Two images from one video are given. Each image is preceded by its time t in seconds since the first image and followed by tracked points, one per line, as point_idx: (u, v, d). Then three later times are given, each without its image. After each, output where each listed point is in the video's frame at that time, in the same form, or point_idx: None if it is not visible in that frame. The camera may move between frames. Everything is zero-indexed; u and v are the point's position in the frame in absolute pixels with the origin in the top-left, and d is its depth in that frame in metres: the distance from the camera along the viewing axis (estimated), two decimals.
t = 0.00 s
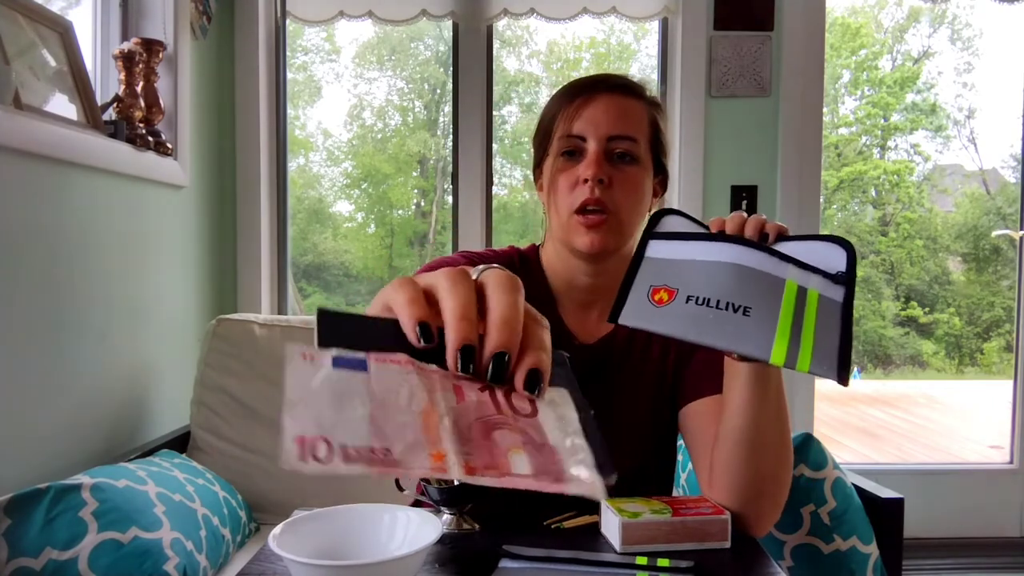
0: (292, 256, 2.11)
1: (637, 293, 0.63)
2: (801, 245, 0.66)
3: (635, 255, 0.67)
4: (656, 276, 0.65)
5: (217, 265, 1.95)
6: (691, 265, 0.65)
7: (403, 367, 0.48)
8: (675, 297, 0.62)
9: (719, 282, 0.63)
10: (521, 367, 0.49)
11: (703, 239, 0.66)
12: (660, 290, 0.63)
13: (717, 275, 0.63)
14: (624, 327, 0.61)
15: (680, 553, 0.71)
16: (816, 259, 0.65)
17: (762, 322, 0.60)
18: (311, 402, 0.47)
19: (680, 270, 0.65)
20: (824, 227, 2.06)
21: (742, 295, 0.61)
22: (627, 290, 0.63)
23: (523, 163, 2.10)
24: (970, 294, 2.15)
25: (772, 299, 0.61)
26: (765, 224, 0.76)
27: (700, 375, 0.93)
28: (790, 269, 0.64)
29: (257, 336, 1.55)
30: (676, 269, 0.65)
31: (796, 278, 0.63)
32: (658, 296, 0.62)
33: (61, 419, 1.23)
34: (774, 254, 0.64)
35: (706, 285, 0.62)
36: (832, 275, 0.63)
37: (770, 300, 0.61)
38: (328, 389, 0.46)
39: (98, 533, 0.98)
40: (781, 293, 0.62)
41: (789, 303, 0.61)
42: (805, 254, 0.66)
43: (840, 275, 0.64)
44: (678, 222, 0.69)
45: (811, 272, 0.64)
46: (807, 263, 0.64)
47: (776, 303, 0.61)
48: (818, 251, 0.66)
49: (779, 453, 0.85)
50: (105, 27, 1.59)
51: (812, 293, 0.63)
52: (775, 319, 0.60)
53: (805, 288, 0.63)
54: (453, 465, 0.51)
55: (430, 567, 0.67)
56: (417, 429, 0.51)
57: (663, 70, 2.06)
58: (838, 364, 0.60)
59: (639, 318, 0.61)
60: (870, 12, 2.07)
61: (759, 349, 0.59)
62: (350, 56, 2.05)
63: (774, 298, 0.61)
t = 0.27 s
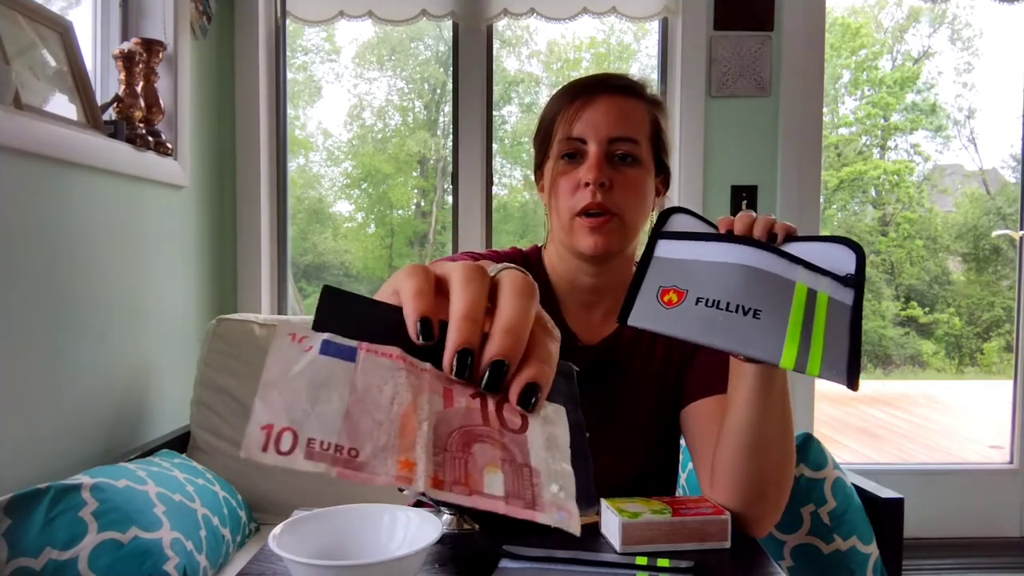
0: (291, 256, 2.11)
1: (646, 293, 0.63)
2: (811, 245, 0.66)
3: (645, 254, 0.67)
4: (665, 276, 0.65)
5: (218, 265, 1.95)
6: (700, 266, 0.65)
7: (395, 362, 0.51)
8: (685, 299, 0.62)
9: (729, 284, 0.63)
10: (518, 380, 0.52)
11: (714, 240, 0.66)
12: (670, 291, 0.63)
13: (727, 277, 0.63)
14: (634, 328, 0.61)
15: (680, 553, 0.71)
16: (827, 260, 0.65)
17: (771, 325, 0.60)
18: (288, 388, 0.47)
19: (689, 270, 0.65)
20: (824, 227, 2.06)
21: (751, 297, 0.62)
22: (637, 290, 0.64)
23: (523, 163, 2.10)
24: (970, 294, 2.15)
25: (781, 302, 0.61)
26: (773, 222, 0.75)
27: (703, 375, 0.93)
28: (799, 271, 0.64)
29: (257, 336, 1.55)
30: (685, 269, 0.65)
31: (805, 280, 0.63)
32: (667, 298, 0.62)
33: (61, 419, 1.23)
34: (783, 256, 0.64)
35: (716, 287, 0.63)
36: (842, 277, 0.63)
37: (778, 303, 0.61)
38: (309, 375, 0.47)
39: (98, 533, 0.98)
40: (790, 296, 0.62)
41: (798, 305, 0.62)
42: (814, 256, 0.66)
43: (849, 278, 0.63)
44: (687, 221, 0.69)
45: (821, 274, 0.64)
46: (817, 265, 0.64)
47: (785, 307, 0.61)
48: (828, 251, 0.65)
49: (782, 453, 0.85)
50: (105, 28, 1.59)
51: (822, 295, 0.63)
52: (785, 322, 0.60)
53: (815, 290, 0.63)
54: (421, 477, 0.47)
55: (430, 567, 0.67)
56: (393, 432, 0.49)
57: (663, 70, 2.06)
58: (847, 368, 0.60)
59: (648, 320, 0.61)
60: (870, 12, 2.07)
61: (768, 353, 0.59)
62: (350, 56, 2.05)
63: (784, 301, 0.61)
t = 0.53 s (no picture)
0: (292, 256, 2.11)
1: (646, 290, 0.63)
2: (811, 246, 0.66)
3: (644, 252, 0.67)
4: (665, 273, 0.65)
5: (218, 265, 1.95)
6: (701, 265, 0.65)
7: (379, 367, 0.51)
8: (684, 296, 0.63)
9: (729, 283, 0.63)
10: (505, 381, 0.51)
11: (714, 239, 0.66)
12: (669, 289, 0.63)
13: (726, 276, 0.63)
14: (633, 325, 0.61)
15: (680, 553, 0.71)
16: (826, 261, 0.65)
17: (770, 323, 0.60)
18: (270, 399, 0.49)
19: (689, 268, 0.65)
20: (824, 227, 2.06)
21: (751, 296, 0.62)
22: (636, 287, 0.64)
23: (523, 163, 2.10)
24: (970, 294, 2.15)
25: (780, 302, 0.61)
26: (774, 221, 0.74)
27: (702, 376, 0.93)
28: (799, 271, 0.64)
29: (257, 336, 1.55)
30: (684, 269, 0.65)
31: (805, 279, 0.63)
32: (667, 295, 0.63)
33: (61, 419, 1.23)
34: (783, 256, 0.64)
35: (715, 286, 0.63)
36: (842, 277, 0.63)
37: (778, 303, 0.61)
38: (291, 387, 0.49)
39: (98, 533, 0.98)
40: (789, 295, 0.62)
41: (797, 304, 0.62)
42: (814, 256, 0.66)
43: (849, 278, 0.64)
44: (687, 221, 0.68)
45: (821, 274, 0.64)
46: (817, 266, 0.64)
47: (784, 306, 0.61)
48: (828, 252, 0.65)
49: (781, 452, 0.85)
50: (105, 28, 1.59)
51: (821, 294, 0.63)
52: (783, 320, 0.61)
53: (814, 290, 0.63)
54: (402, 487, 0.51)
55: (430, 567, 0.67)
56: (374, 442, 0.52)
57: (663, 70, 2.06)
58: (847, 367, 0.59)
59: (647, 317, 0.61)
60: (870, 12, 2.07)
61: (765, 351, 0.59)
62: (350, 56, 2.05)
63: (783, 300, 0.62)
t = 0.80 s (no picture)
0: (291, 256, 2.11)
1: (641, 288, 0.63)
2: (810, 245, 0.66)
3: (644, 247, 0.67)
4: (662, 271, 0.65)
5: (217, 266, 1.94)
6: (697, 262, 0.65)
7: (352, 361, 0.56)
8: (680, 294, 0.63)
9: (725, 282, 0.63)
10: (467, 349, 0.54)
11: (712, 236, 0.66)
12: (665, 287, 0.63)
13: (723, 275, 0.63)
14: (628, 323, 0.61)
15: (680, 553, 0.71)
16: (824, 261, 0.65)
17: (764, 323, 0.60)
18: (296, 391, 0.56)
19: (686, 267, 0.65)
20: (824, 227, 2.06)
21: (746, 296, 0.62)
22: (633, 284, 0.64)
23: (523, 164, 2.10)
24: (970, 294, 2.15)
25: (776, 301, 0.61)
26: (774, 221, 0.75)
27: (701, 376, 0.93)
28: (796, 270, 0.64)
29: (256, 336, 1.55)
30: (681, 265, 0.65)
31: (802, 278, 0.63)
32: (662, 293, 0.63)
33: (61, 419, 1.23)
34: (779, 256, 0.64)
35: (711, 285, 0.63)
36: (840, 278, 0.63)
37: (774, 303, 0.61)
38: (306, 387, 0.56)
39: (98, 533, 0.98)
40: (785, 295, 0.62)
41: (794, 304, 0.62)
42: (812, 256, 0.66)
43: (847, 278, 0.63)
44: (687, 218, 0.69)
45: (818, 274, 0.63)
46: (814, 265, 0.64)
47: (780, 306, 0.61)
48: (827, 252, 0.66)
49: (779, 452, 0.85)
50: (105, 28, 1.59)
51: (818, 295, 0.63)
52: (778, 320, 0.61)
53: (811, 290, 0.63)
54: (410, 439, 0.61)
55: (430, 567, 0.67)
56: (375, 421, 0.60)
57: (663, 70, 2.06)
58: (839, 369, 0.60)
59: (641, 315, 0.61)
60: (870, 12, 2.07)
61: (759, 351, 0.59)
62: (350, 56, 2.04)
63: (779, 300, 0.62)
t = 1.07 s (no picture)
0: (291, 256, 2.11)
1: (640, 288, 0.64)
2: (811, 247, 0.67)
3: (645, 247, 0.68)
4: (663, 271, 0.66)
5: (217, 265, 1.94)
6: (697, 263, 0.65)
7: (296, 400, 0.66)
8: (677, 295, 0.63)
9: (724, 283, 0.63)
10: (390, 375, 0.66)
11: (712, 236, 0.66)
12: (663, 287, 0.64)
13: (722, 276, 0.63)
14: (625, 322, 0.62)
15: (680, 553, 0.71)
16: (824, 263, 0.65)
17: (760, 324, 0.60)
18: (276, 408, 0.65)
19: (686, 267, 0.65)
20: (824, 227, 2.07)
21: (745, 298, 0.62)
22: (632, 284, 0.65)
23: (523, 164, 2.10)
24: (970, 294, 2.15)
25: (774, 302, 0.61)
26: (776, 223, 0.74)
27: (701, 378, 0.93)
28: (795, 272, 0.64)
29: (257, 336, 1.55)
30: (682, 266, 0.66)
31: (801, 280, 0.63)
32: (660, 293, 0.63)
33: (61, 419, 1.23)
34: (780, 257, 0.64)
35: (710, 286, 0.63)
36: (840, 280, 0.63)
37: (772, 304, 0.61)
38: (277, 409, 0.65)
39: (98, 533, 0.98)
40: (784, 297, 0.62)
41: (792, 306, 0.61)
42: (812, 258, 0.66)
43: (846, 280, 0.64)
44: (688, 217, 0.71)
45: (817, 276, 0.64)
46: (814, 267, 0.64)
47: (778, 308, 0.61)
48: (828, 253, 0.66)
49: (779, 453, 0.85)
50: (105, 28, 1.59)
51: (817, 296, 0.63)
52: (774, 321, 0.60)
53: (810, 291, 0.63)
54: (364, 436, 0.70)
55: (430, 567, 0.67)
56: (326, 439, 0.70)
57: (663, 70, 2.06)
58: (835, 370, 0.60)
59: (638, 314, 0.63)
60: (870, 12, 2.07)
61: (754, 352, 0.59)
62: (350, 56, 2.05)
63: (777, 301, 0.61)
